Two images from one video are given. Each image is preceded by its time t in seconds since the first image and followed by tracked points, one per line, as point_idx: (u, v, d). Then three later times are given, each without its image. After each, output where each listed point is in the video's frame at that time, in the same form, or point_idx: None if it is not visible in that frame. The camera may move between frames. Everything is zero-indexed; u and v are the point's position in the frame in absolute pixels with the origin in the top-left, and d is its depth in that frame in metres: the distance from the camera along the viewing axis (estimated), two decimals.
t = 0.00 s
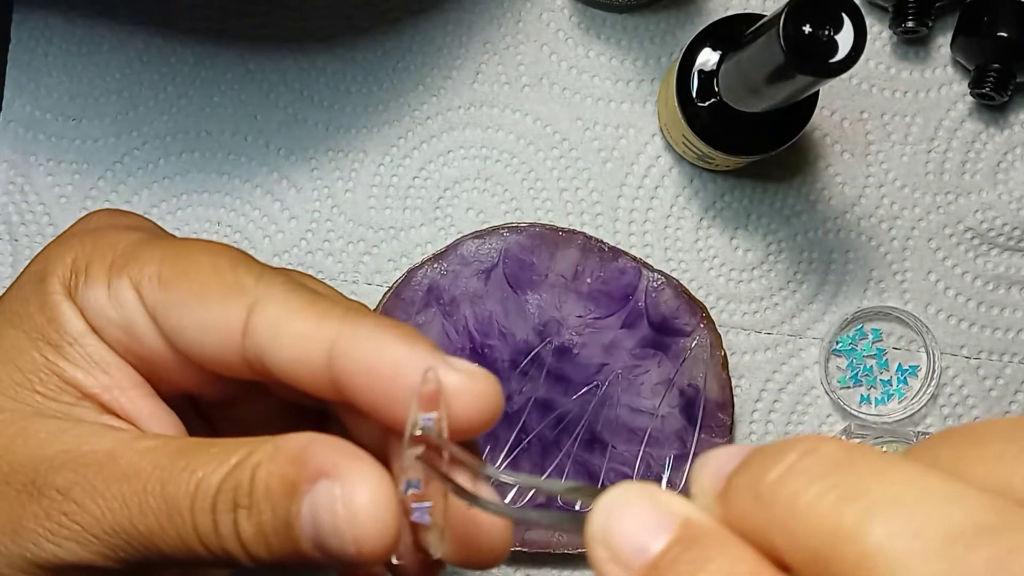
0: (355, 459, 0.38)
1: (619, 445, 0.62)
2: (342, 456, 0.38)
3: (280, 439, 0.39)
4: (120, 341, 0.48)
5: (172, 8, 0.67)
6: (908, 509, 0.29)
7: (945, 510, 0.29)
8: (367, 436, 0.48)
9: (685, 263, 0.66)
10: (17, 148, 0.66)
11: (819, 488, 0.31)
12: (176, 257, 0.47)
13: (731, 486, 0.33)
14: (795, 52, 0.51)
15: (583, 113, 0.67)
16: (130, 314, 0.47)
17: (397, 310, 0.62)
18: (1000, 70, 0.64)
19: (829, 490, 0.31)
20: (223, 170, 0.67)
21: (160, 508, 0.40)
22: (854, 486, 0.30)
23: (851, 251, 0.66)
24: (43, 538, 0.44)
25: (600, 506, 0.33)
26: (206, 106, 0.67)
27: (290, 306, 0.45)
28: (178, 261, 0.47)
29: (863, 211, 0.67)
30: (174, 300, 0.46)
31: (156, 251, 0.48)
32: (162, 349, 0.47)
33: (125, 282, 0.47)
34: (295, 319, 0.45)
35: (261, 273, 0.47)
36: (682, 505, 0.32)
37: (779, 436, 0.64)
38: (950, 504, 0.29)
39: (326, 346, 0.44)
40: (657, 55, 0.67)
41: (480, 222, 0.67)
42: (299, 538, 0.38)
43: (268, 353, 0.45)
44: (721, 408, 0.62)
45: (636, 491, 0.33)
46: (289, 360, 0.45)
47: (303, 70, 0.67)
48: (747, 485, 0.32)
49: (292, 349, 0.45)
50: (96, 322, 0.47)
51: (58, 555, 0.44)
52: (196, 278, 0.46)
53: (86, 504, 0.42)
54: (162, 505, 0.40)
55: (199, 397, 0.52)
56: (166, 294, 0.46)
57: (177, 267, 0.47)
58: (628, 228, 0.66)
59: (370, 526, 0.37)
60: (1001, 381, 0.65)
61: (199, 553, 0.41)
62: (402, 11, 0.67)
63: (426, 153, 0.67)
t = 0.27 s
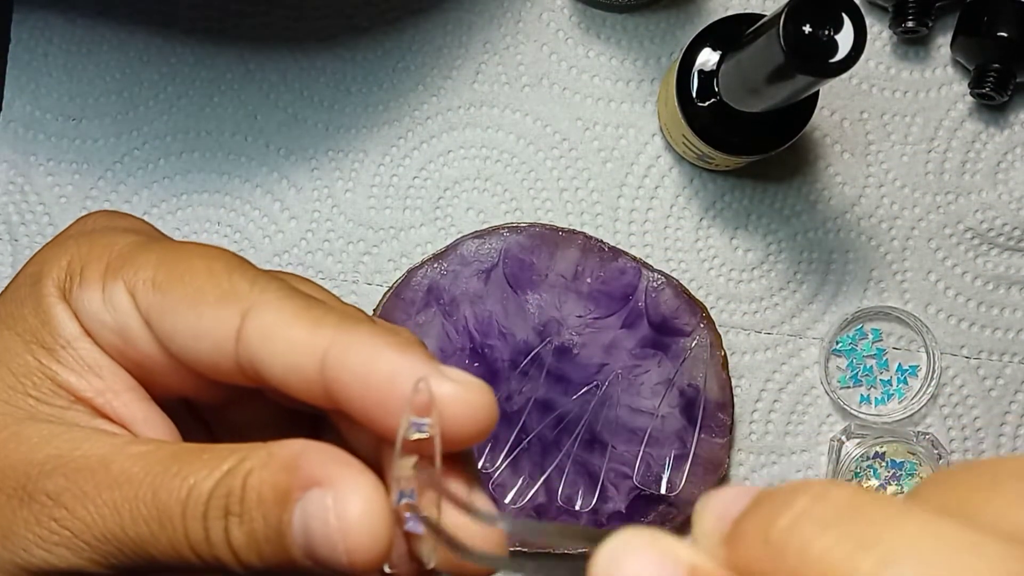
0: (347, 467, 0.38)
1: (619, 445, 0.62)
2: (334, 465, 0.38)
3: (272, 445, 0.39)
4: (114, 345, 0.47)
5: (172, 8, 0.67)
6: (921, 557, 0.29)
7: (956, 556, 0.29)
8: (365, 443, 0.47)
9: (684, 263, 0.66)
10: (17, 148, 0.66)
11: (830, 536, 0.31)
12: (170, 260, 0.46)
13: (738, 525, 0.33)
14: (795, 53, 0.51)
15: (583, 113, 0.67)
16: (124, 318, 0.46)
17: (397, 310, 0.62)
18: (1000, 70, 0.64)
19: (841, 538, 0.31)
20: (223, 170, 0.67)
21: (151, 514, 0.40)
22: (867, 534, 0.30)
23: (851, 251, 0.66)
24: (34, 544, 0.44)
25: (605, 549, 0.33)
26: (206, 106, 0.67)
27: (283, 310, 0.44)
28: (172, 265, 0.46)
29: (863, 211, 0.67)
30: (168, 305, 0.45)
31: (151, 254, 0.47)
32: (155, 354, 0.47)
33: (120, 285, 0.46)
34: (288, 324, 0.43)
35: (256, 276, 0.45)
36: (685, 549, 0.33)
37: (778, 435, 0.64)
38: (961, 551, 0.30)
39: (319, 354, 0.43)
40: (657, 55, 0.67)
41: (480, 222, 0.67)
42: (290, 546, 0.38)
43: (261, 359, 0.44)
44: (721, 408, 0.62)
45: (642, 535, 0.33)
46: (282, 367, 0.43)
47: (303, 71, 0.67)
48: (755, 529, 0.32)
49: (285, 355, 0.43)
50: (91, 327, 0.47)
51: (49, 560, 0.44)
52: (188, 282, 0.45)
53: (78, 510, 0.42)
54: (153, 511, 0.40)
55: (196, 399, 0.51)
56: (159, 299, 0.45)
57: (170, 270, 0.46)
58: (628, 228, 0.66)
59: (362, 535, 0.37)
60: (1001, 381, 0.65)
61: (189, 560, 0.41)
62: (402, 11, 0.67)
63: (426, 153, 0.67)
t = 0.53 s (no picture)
0: (346, 477, 0.38)
1: (619, 445, 0.62)
2: (333, 474, 0.38)
3: (271, 452, 0.39)
4: (113, 350, 0.47)
5: (172, 8, 0.67)
6: (878, 559, 0.30)
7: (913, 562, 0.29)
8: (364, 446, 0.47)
9: (685, 263, 0.66)
10: (17, 148, 0.66)
11: (792, 538, 0.31)
12: (168, 265, 0.46)
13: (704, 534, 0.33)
14: (796, 53, 0.51)
15: (583, 113, 0.67)
16: (122, 323, 0.46)
17: (397, 310, 0.62)
18: (1000, 70, 0.64)
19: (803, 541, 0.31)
20: (223, 169, 0.67)
21: (150, 521, 0.40)
22: (828, 536, 0.30)
23: (851, 252, 0.66)
24: (33, 550, 0.44)
25: (580, 557, 0.33)
26: (206, 106, 0.67)
27: (282, 316, 0.44)
28: (170, 270, 0.46)
29: (863, 211, 0.67)
30: (165, 310, 0.45)
31: (149, 258, 0.47)
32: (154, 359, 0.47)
33: (118, 290, 0.46)
34: (287, 331, 0.43)
35: (256, 282, 0.45)
36: (657, 554, 0.33)
37: (778, 435, 0.64)
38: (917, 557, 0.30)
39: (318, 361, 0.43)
40: (657, 54, 0.67)
41: (480, 222, 0.67)
42: (289, 554, 0.38)
43: (259, 365, 0.44)
44: (721, 408, 0.62)
45: (614, 541, 0.33)
46: (280, 373, 0.43)
47: (303, 71, 0.67)
48: (721, 533, 0.32)
49: (284, 362, 0.43)
50: (89, 331, 0.47)
51: (48, 566, 0.44)
52: (186, 288, 0.45)
53: (77, 516, 0.42)
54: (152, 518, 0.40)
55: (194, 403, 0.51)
56: (157, 303, 0.45)
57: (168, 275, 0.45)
58: (628, 228, 0.66)
59: (360, 544, 0.37)
60: (1001, 381, 0.65)
61: (187, 566, 0.41)
62: (402, 11, 0.67)
63: (426, 153, 0.67)
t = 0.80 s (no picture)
0: (349, 484, 0.38)
1: (619, 445, 0.62)
2: (336, 480, 0.38)
3: (273, 457, 0.39)
4: (114, 353, 0.47)
5: (172, 8, 0.67)
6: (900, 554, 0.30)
7: (989, 560, 0.29)
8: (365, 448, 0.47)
9: (684, 263, 0.66)
10: (17, 148, 0.66)
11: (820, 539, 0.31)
12: (168, 268, 0.46)
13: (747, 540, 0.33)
14: (795, 53, 0.51)
15: (583, 113, 0.67)
16: (122, 327, 0.46)
17: (397, 310, 0.62)
18: (1000, 70, 0.64)
19: (873, 544, 0.30)
20: (223, 169, 0.67)
21: (153, 527, 0.40)
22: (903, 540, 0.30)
23: (851, 252, 0.66)
24: (36, 555, 0.44)
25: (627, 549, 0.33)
26: (206, 106, 0.67)
27: (282, 321, 0.44)
28: (170, 274, 0.46)
29: (863, 211, 0.67)
30: (166, 315, 0.45)
31: (149, 261, 0.47)
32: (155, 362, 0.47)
33: (118, 293, 0.46)
34: (287, 336, 0.43)
35: (257, 286, 0.45)
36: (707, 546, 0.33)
37: (778, 435, 0.65)
38: (998, 555, 0.29)
39: (319, 366, 0.43)
40: (657, 54, 0.67)
41: (480, 222, 0.67)
42: (292, 560, 0.39)
43: (260, 369, 0.44)
44: (721, 408, 0.62)
45: (664, 535, 0.33)
46: (281, 378, 0.44)
47: (303, 71, 0.67)
48: (782, 533, 0.32)
49: (285, 367, 0.43)
50: (90, 334, 0.47)
51: (50, 571, 0.44)
52: (187, 292, 0.45)
53: (80, 522, 0.42)
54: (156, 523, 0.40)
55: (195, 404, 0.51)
56: (157, 307, 0.45)
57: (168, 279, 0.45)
58: (628, 228, 0.66)
59: (362, 551, 0.37)
60: (1001, 381, 0.65)
61: (190, 570, 0.41)
62: (402, 11, 0.67)
63: (426, 153, 0.67)
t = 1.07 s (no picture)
0: (349, 493, 0.38)
1: (619, 445, 0.63)
2: (336, 489, 0.38)
3: (273, 463, 0.39)
4: (113, 357, 0.47)
5: (172, 8, 0.67)
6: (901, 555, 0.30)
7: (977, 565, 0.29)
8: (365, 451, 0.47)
9: (684, 263, 0.66)
10: (17, 148, 0.66)
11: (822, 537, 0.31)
12: (167, 271, 0.46)
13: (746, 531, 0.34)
14: (795, 53, 0.51)
15: (583, 113, 0.67)
16: (121, 331, 0.46)
17: (397, 310, 0.62)
18: (1000, 70, 0.64)
19: (854, 547, 0.31)
20: (223, 170, 0.67)
21: (153, 533, 0.40)
22: (882, 543, 0.30)
23: (851, 252, 0.66)
24: (37, 560, 0.44)
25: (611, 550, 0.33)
26: (206, 106, 0.67)
27: (281, 326, 0.44)
28: (168, 277, 0.45)
29: (863, 211, 0.67)
30: (164, 319, 0.45)
31: (147, 265, 0.47)
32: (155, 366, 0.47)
33: (116, 297, 0.46)
34: (285, 341, 0.43)
35: (256, 290, 0.45)
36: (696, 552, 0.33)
37: (778, 435, 0.64)
38: (975, 556, 0.29)
39: (317, 372, 0.43)
40: (657, 54, 0.67)
41: (480, 222, 0.67)
42: (291, 567, 0.39)
43: (258, 374, 0.44)
44: (721, 408, 0.62)
45: (650, 537, 0.33)
46: (280, 383, 0.44)
47: (303, 71, 0.67)
48: (766, 534, 0.33)
49: (283, 373, 0.43)
50: (89, 339, 0.47)
51: None
52: (185, 296, 0.45)
53: (81, 527, 0.42)
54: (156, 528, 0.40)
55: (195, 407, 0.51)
56: (156, 312, 0.45)
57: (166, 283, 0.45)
58: (628, 228, 0.67)
59: (362, 561, 0.37)
60: (1001, 381, 0.65)
61: None
62: (402, 11, 0.67)
63: (426, 153, 0.67)
